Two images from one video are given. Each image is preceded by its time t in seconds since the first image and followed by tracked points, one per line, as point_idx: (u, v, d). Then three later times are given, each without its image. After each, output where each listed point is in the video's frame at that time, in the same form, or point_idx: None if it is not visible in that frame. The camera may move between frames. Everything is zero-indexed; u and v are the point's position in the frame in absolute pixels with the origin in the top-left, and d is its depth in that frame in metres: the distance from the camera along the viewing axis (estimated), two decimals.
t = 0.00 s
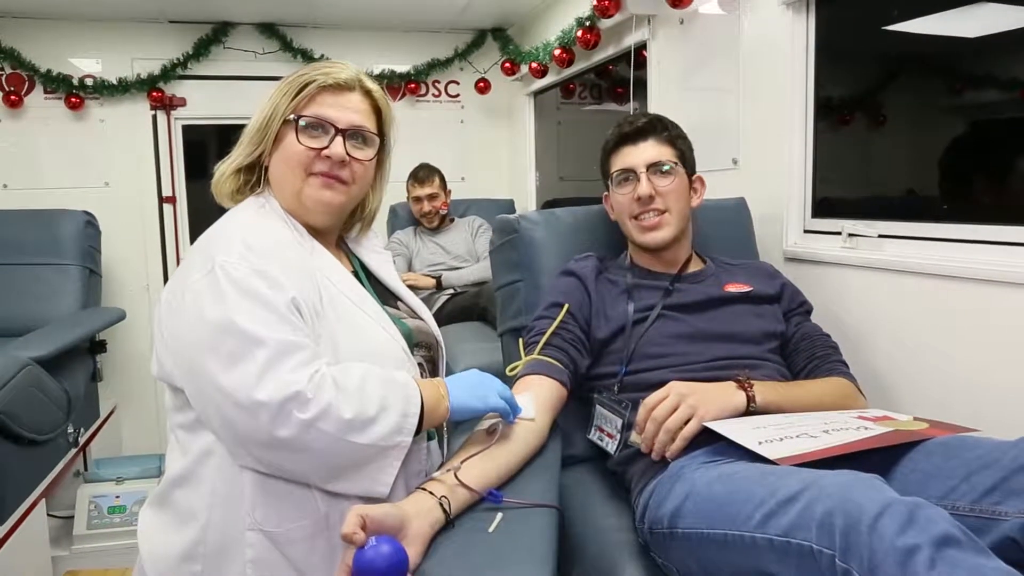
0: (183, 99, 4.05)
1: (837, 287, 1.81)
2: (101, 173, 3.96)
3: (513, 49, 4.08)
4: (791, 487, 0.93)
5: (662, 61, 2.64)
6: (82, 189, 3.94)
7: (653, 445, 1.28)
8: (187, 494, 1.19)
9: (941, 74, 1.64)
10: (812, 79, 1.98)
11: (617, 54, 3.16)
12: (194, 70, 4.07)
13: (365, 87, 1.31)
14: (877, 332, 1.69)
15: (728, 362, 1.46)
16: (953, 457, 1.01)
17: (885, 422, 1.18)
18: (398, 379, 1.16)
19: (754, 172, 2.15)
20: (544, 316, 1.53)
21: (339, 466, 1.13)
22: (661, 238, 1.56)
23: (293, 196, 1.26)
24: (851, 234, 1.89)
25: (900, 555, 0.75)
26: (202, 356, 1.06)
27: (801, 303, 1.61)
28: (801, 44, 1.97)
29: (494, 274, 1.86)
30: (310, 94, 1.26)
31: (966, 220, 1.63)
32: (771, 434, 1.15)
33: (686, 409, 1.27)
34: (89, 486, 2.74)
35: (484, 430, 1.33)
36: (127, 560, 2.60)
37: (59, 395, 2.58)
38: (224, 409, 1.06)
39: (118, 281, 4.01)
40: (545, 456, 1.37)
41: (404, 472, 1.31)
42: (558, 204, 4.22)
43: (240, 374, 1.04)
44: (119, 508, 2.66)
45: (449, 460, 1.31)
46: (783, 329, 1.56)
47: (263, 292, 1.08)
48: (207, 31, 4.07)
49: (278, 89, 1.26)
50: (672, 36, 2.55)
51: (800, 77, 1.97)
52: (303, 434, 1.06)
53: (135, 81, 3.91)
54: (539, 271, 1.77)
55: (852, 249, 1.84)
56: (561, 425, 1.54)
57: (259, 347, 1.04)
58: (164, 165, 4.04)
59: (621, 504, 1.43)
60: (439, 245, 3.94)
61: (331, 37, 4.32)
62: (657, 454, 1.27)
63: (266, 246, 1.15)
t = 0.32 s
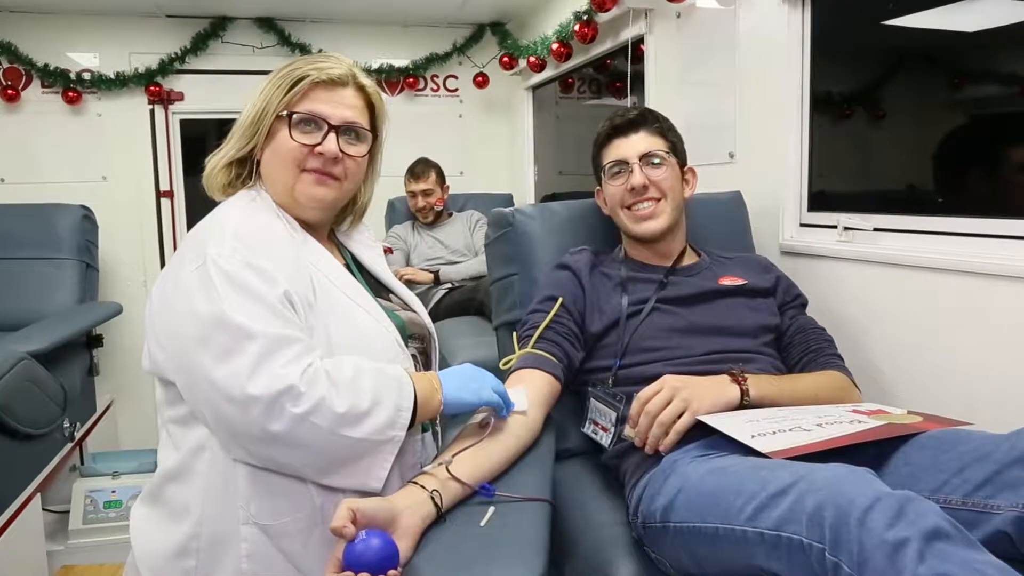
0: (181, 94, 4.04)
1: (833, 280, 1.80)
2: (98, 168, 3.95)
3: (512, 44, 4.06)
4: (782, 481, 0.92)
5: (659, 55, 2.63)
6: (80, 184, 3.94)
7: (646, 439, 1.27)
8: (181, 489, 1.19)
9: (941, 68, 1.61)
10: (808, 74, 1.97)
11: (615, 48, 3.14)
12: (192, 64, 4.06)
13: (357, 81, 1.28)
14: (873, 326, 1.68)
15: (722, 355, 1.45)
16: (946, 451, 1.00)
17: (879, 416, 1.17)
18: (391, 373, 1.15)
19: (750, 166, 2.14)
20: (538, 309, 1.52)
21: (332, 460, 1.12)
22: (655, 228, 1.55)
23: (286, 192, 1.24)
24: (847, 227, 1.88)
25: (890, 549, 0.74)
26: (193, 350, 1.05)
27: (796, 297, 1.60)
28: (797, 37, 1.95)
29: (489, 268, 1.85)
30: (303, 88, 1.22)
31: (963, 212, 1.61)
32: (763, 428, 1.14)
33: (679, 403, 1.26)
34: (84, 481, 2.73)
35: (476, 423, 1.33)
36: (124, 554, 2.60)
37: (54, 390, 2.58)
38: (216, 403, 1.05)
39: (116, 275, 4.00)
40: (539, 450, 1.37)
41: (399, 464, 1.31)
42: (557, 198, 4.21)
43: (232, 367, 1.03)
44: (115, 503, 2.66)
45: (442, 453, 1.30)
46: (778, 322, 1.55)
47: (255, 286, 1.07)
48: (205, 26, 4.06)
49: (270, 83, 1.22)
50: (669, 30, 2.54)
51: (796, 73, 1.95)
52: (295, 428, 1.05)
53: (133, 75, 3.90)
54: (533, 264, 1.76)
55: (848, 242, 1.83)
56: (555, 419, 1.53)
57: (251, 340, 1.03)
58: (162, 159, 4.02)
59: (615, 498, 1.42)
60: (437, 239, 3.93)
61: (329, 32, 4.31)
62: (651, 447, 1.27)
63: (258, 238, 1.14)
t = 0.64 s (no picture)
0: (169, 88, 3.99)
1: (824, 277, 1.79)
2: (84, 162, 3.90)
3: (502, 39, 4.03)
4: (774, 478, 0.91)
5: (650, 50, 2.61)
6: (65, 178, 3.88)
7: (637, 436, 1.26)
8: (164, 488, 1.17)
9: (932, 66, 1.61)
10: (799, 70, 1.95)
11: (606, 44, 3.13)
12: (180, 58, 4.02)
13: (349, 74, 1.25)
14: (864, 323, 1.67)
15: (713, 353, 1.44)
16: (939, 448, 0.99)
17: (871, 413, 1.16)
18: (378, 369, 1.13)
19: (741, 162, 2.12)
20: (527, 306, 1.51)
21: (318, 458, 1.11)
22: (646, 224, 1.54)
23: (274, 186, 1.21)
24: (838, 224, 1.88)
25: (883, 547, 0.73)
26: (177, 346, 1.02)
27: (787, 294, 1.59)
28: (789, 33, 1.94)
29: (478, 263, 1.83)
30: (293, 81, 1.19)
31: (955, 209, 1.61)
32: (754, 425, 1.13)
33: (670, 400, 1.25)
34: (68, 479, 2.69)
35: (465, 420, 1.31)
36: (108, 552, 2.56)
37: (38, 386, 2.54)
38: (200, 400, 1.03)
39: (101, 271, 3.95)
40: (528, 447, 1.35)
41: (386, 462, 1.29)
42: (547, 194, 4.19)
43: (216, 364, 1.01)
44: (99, 501, 2.62)
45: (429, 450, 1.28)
46: (769, 319, 1.53)
47: (241, 279, 1.05)
48: (193, 19, 4.01)
49: (260, 75, 1.19)
50: (661, 25, 2.52)
51: (787, 65, 1.94)
52: (281, 426, 1.03)
53: (120, 69, 3.85)
54: (523, 260, 1.75)
55: (839, 239, 1.82)
56: (544, 416, 1.51)
57: (236, 336, 1.01)
58: (148, 153, 3.98)
59: (605, 496, 1.41)
60: (427, 235, 3.91)
61: (319, 26, 4.28)
62: (640, 445, 1.26)
63: (244, 230, 1.12)
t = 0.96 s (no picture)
0: (150, 83, 3.93)
1: (814, 278, 1.78)
2: (63, 158, 3.82)
3: (489, 36, 4.01)
4: (771, 483, 0.89)
5: (638, 48, 2.60)
6: (43, 174, 3.80)
7: (627, 439, 1.25)
8: (143, 493, 1.13)
9: (915, 68, 1.61)
10: (789, 68, 1.93)
11: (593, 42, 3.10)
12: (162, 54, 3.95)
13: (337, 69, 1.22)
14: (854, 323, 1.67)
15: (704, 355, 1.42)
16: (935, 451, 0.98)
17: (863, 415, 1.15)
18: (365, 368, 1.10)
19: (730, 161, 2.10)
20: (515, 306, 1.49)
21: (302, 461, 1.07)
22: (636, 223, 1.52)
23: (258, 183, 1.17)
24: (828, 224, 1.86)
25: (886, 554, 0.72)
26: (157, 344, 0.99)
27: (778, 294, 1.58)
28: (778, 32, 1.92)
29: (465, 263, 1.81)
30: (280, 75, 1.15)
31: (944, 209, 1.61)
32: (747, 428, 1.12)
33: (661, 402, 1.23)
34: (45, 481, 2.63)
35: (453, 422, 1.28)
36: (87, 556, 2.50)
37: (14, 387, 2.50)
38: (182, 400, 0.99)
39: (79, 269, 3.87)
40: (517, 450, 1.33)
41: (372, 464, 1.25)
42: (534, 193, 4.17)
43: (199, 363, 0.98)
44: (77, 504, 2.56)
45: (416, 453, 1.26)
46: (759, 320, 1.52)
47: (224, 276, 1.02)
48: (175, 14, 3.95)
49: (245, 68, 1.15)
50: (649, 23, 2.50)
51: (776, 64, 1.92)
52: (265, 427, 1.00)
53: (101, 63, 3.78)
54: (511, 260, 1.72)
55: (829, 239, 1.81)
56: (533, 418, 1.49)
57: (219, 334, 0.98)
58: (129, 149, 3.91)
59: (595, 499, 1.39)
60: (412, 234, 3.87)
61: (304, 22, 4.23)
62: (631, 448, 1.24)
63: (228, 225, 1.09)
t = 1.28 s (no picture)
0: (126, 79, 3.84)
1: (806, 281, 1.77)
2: (35, 154, 3.71)
3: (472, 35, 3.97)
4: (783, 496, 0.86)
5: (626, 47, 2.58)
6: (13, 170, 3.68)
7: (625, 447, 1.22)
8: (123, 503, 1.08)
9: (895, 68, 1.63)
10: (781, 69, 1.91)
11: (580, 41, 3.08)
12: (138, 49, 3.86)
13: (328, 65, 1.17)
14: (849, 327, 1.66)
15: (701, 361, 1.40)
16: (944, 460, 0.97)
17: (865, 423, 1.13)
18: (357, 374, 1.06)
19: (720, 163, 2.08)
20: (508, 310, 1.45)
21: (292, 470, 1.03)
22: (632, 225, 1.49)
23: (247, 183, 1.13)
24: (822, 227, 1.83)
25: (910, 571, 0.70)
26: (141, 349, 0.94)
27: (773, 299, 1.56)
28: (772, 33, 1.90)
29: (454, 266, 1.79)
30: (268, 71, 1.10)
31: (936, 214, 1.59)
32: (750, 436, 1.10)
33: (660, 409, 1.20)
34: (16, 485, 2.55)
35: (447, 431, 1.24)
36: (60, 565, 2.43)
37: None
38: (165, 408, 0.95)
39: (52, 269, 3.76)
40: (511, 459, 1.29)
41: (362, 476, 1.21)
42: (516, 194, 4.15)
43: (185, 368, 0.93)
44: (49, 510, 2.48)
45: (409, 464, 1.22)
46: (756, 325, 1.50)
47: (211, 278, 0.97)
48: (151, 8, 3.86)
49: (232, 65, 1.10)
50: (638, 23, 2.49)
51: (770, 64, 1.90)
52: (254, 436, 0.96)
53: (74, 57, 3.68)
54: (501, 262, 1.69)
55: (823, 241, 1.79)
56: (526, 425, 1.46)
57: (205, 338, 0.94)
58: (104, 146, 3.82)
59: (591, 508, 1.36)
60: (394, 235, 3.82)
61: (284, 17, 4.16)
62: (629, 456, 1.21)
63: (217, 223, 1.05)
